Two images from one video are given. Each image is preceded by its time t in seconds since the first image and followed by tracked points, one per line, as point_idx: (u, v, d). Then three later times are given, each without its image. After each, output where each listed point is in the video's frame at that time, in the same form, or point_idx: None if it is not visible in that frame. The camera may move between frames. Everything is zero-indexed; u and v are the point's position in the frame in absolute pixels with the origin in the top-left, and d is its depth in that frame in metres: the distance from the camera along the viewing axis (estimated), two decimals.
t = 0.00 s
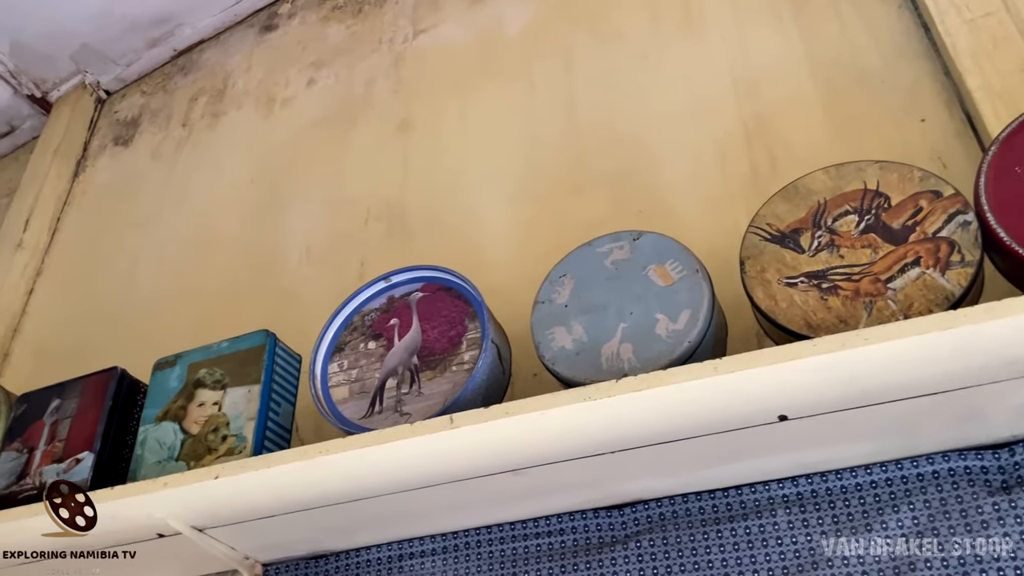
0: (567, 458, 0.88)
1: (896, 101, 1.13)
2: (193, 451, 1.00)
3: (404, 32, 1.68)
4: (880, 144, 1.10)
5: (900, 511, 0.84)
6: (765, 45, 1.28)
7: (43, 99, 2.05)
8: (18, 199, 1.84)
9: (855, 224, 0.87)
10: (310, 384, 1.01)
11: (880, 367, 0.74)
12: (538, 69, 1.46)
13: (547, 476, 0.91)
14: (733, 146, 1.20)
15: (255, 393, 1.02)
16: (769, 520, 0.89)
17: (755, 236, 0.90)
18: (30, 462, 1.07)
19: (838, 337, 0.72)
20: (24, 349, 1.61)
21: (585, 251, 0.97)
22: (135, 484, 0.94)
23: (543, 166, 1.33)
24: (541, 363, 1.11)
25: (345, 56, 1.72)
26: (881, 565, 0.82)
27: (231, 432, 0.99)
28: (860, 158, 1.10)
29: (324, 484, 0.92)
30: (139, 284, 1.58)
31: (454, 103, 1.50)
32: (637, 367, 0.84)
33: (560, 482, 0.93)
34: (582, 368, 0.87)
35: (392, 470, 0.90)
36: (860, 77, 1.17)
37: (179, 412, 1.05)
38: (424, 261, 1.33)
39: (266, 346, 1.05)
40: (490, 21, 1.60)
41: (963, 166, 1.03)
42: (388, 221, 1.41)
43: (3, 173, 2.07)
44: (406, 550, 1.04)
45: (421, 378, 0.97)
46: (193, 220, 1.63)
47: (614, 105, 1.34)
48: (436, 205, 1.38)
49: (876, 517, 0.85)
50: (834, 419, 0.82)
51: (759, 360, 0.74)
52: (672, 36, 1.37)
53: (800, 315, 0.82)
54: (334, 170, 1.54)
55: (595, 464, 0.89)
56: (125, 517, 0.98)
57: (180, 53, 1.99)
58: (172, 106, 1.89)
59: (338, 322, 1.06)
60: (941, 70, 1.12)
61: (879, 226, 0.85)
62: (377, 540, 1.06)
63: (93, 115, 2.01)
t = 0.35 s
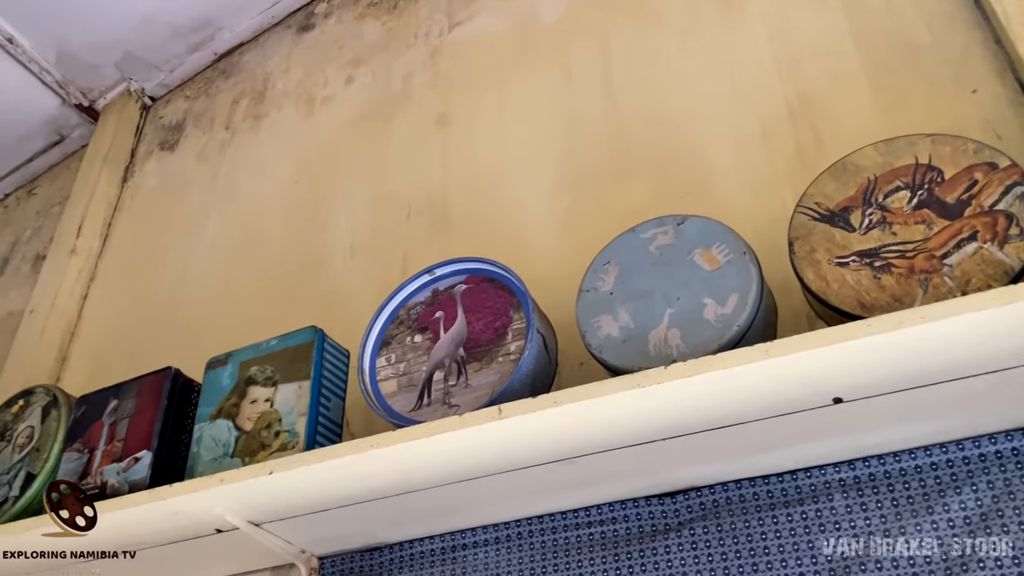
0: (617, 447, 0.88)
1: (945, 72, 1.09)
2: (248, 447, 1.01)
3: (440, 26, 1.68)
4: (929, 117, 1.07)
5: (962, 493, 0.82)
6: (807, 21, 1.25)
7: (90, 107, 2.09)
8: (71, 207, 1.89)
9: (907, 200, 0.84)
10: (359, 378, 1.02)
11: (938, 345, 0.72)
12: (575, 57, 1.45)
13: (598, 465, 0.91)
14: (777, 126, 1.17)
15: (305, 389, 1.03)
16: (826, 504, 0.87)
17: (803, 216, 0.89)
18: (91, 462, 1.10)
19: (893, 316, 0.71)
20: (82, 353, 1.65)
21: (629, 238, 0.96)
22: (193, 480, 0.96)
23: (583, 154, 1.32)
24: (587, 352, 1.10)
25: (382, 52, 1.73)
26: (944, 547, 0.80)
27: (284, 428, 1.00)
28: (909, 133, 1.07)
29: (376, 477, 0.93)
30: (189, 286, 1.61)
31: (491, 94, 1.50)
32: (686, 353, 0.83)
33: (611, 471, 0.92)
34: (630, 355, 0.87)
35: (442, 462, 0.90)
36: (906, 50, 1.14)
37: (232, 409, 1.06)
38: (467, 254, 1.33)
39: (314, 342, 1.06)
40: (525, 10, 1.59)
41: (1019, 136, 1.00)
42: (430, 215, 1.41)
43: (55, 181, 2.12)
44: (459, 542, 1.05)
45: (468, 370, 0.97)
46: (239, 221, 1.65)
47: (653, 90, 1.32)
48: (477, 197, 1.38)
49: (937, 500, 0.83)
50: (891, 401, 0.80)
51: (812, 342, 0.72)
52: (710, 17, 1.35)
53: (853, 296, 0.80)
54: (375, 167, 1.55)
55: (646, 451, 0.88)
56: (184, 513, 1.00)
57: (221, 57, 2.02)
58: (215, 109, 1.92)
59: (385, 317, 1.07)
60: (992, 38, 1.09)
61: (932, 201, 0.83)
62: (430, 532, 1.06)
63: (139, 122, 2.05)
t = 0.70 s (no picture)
0: (670, 430, 0.87)
1: (1000, 34, 1.05)
2: (301, 439, 1.02)
3: (476, 14, 1.67)
4: (984, 82, 1.03)
5: None
6: None
7: (137, 111, 2.13)
8: (122, 210, 1.93)
9: (964, 167, 0.82)
10: (408, 368, 1.03)
11: (1001, 316, 0.69)
12: (614, 38, 1.43)
13: (651, 449, 0.90)
14: (823, 99, 1.14)
15: (355, 380, 1.03)
16: (887, 484, 0.85)
17: (855, 188, 0.86)
18: (151, 457, 1.12)
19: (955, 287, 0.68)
20: (138, 352, 1.69)
21: (676, 218, 0.95)
22: (249, 473, 0.97)
23: (624, 136, 1.30)
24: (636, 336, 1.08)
25: (420, 44, 1.73)
26: (1012, 525, 0.78)
27: (336, 419, 1.01)
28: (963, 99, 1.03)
29: (428, 465, 0.93)
30: (238, 283, 1.63)
31: (529, 80, 1.49)
32: (737, 332, 0.82)
33: (664, 455, 0.91)
34: (680, 336, 0.85)
35: (493, 449, 0.90)
36: (958, 14, 1.10)
37: (285, 402, 1.08)
38: (510, 241, 1.33)
39: (363, 334, 1.07)
40: None
41: None
42: (472, 205, 1.41)
43: (106, 185, 2.17)
44: (513, 529, 1.05)
45: (516, 356, 0.97)
46: (285, 218, 1.67)
47: (694, 68, 1.30)
48: (518, 184, 1.38)
49: (1005, 476, 0.80)
50: (954, 375, 0.77)
51: (869, 317, 0.70)
52: None
53: (910, 268, 0.78)
54: (416, 158, 1.55)
55: (699, 433, 0.87)
56: (242, 506, 1.01)
57: (261, 56, 2.04)
58: (257, 109, 1.94)
59: (431, 306, 1.07)
60: None
61: (991, 167, 0.80)
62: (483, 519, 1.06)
63: (184, 124, 2.08)
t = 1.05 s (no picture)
0: (728, 410, 0.85)
1: None
2: (357, 429, 1.03)
3: None
4: None
5: None
6: None
7: (184, 113, 2.17)
8: (174, 211, 1.97)
9: None
10: (460, 356, 1.03)
11: None
12: (656, 16, 1.40)
13: (709, 430, 0.89)
14: (876, 67, 1.11)
15: (408, 369, 1.04)
16: (957, 460, 0.82)
17: (914, 155, 0.83)
18: (211, 451, 1.14)
19: None
20: (194, 349, 1.72)
21: (727, 194, 0.93)
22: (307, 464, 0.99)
23: (670, 114, 1.28)
24: (689, 318, 1.06)
25: (459, 32, 1.72)
26: None
27: (390, 408, 1.02)
28: None
29: (483, 452, 0.93)
30: (288, 278, 1.65)
31: (571, 63, 1.48)
32: (795, 308, 0.80)
33: (723, 436, 0.90)
34: (736, 315, 0.83)
35: (549, 434, 0.89)
36: None
37: (339, 393, 1.08)
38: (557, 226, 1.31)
39: (414, 323, 1.07)
40: None
41: None
42: (517, 191, 1.40)
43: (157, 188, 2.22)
44: (570, 514, 1.04)
45: (568, 341, 0.96)
46: (332, 212, 1.69)
47: (740, 42, 1.27)
48: (563, 168, 1.36)
49: None
50: None
51: (933, 288, 0.68)
52: None
53: (975, 236, 0.75)
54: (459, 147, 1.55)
55: (758, 413, 0.85)
56: (301, 497, 1.02)
57: (302, 53, 2.06)
58: (301, 105, 1.96)
59: (481, 293, 1.07)
60: None
61: None
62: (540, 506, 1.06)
63: (230, 124, 2.11)
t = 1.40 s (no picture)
0: (794, 386, 0.83)
1: None
2: (416, 416, 1.03)
3: None
4: None
5: None
6: None
7: (233, 113, 2.19)
8: (228, 209, 2.00)
9: None
10: (516, 341, 1.02)
11: None
12: None
13: (774, 408, 0.87)
14: (935, 30, 1.07)
15: (465, 355, 1.04)
16: None
17: (983, 117, 0.80)
18: (274, 442, 1.15)
19: None
20: (252, 344, 1.75)
21: (786, 166, 0.90)
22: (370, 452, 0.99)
23: (719, 90, 1.25)
24: (748, 295, 1.04)
25: (501, 19, 1.71)
26: None
27: (449, 394, 1.02)
28: None
29: (544, 436, 0.93)
30: (340, 271, 1.67)
31: (616, 44, 1.46)
32: (862, 280, 0.77)
33: (788, 414, 0.88)
34: (801, 289, 0.81)
35: (611, 415, 0.88)
36: None
37: (398, 381, 1.09)
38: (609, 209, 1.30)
39: (469, 310, 1.07)
40: None
41: None
42: (566, 175, 1.39)
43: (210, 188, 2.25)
44: (633, 497, 1.03)
45: (626, 321, 0.94)
46: (381, 204, 1.69)
47: (790, 13, 1.24)
48: (613, 150, 1.35)
49: None
50: None
51: (1011, 251, 0.65)
52: None
53: None
54: (506, 133, 1.54)
55: (825, 389, 0.83)
56: (364, 485, 1.03)
57: (346, 48, 2.06)
58: (346, 100, 1.97)
59: (535, 278, 1.06)
60: None
61: None
62: (602, 489, 1.05)
63: (278, 121, 2.13)
